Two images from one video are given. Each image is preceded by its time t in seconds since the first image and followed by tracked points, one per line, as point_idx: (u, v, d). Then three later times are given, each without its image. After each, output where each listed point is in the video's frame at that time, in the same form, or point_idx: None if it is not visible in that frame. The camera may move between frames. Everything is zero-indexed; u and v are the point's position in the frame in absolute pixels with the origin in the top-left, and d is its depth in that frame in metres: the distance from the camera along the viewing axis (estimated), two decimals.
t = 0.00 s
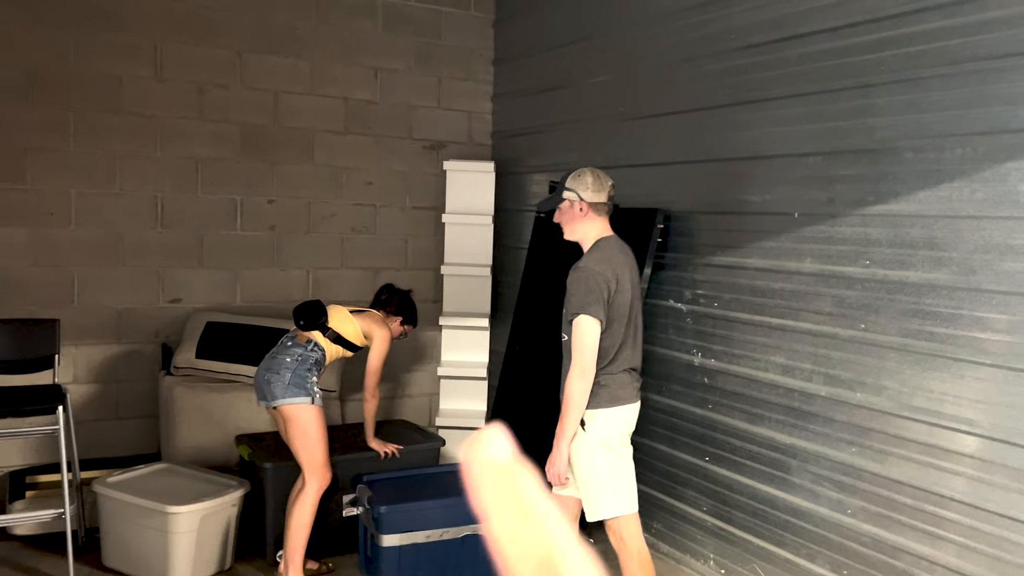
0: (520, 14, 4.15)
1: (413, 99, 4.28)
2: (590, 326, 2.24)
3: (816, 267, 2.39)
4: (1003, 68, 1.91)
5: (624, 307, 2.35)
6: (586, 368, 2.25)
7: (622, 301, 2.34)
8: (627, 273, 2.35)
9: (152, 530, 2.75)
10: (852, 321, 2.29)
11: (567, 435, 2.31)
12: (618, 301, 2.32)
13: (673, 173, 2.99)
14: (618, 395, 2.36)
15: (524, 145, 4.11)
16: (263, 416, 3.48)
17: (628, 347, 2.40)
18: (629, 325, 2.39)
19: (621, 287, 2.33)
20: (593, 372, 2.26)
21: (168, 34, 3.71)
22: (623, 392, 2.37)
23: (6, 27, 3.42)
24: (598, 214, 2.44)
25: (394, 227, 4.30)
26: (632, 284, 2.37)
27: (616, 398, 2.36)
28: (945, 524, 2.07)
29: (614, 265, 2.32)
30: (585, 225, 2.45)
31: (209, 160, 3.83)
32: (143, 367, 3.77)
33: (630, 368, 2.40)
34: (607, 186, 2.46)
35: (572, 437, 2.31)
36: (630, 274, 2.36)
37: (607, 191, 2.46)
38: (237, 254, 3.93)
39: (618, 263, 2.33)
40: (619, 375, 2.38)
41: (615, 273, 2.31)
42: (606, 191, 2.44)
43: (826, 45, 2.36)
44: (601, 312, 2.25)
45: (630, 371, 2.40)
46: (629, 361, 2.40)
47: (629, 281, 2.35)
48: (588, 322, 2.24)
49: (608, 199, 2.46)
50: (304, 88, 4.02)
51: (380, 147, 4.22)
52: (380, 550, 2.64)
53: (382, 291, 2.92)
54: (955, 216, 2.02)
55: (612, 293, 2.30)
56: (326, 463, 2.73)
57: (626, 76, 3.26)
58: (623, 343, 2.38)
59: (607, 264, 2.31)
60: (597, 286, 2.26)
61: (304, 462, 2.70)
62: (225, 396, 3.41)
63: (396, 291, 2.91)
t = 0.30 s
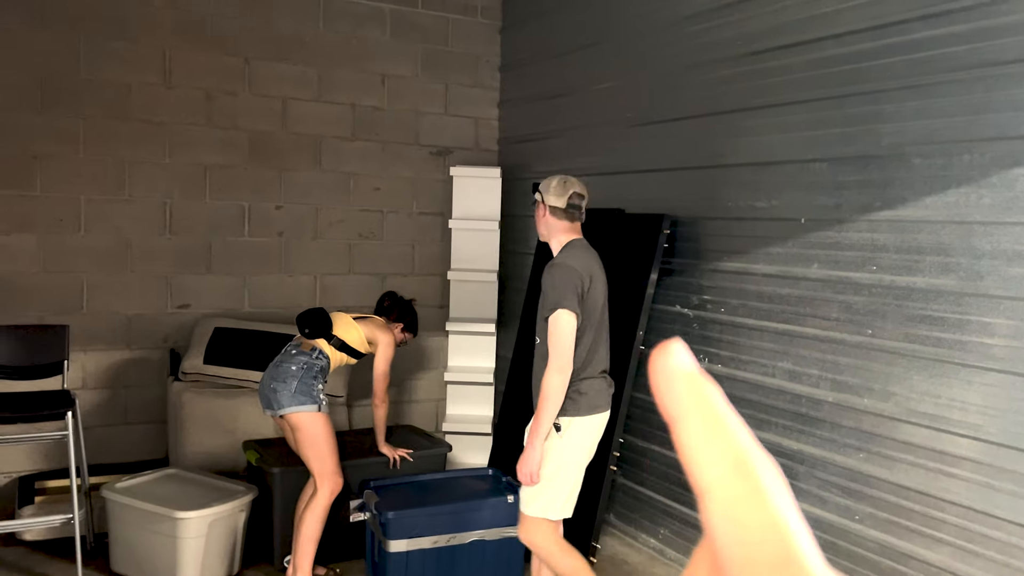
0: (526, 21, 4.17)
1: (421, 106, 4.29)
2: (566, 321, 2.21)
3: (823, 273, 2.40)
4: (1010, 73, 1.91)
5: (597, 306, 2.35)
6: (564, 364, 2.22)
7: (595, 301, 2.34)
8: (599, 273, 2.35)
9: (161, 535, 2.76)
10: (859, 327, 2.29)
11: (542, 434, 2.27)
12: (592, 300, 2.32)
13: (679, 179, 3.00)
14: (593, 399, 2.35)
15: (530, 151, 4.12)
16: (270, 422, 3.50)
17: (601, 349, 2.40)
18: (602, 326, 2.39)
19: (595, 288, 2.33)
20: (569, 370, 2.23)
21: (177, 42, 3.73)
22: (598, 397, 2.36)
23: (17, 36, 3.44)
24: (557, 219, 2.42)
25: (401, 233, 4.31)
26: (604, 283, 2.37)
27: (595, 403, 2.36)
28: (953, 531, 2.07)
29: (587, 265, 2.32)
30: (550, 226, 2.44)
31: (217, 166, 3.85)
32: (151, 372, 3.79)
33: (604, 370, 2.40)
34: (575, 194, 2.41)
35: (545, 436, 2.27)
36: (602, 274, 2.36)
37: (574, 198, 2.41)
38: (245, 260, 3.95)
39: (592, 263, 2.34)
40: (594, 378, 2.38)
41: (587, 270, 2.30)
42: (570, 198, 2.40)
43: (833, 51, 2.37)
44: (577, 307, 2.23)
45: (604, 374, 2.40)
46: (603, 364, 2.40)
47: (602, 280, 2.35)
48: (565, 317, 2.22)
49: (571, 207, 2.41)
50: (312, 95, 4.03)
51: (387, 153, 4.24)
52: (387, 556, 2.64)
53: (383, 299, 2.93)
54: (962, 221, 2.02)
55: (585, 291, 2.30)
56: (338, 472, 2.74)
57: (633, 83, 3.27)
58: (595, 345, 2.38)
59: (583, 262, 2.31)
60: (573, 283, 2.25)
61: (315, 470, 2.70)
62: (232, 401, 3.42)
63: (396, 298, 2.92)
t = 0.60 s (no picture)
0: (525, 27, 4.18)
1: (419, 110, 4.30)
2: (531, 327, 2.30)
3: (821, 276, 2.40)
4: (1006, 77, 1.92)
5: (573, 308, 2.34)
6: (525, 368, 2.31)
7: (570, 303, 2.33)
8: (580, 275, 2.34)
9: (159, 540, 2.75)
10: (857, 330, 2.29)
11: (508, 434, 2.38)
12: (564, 302, 2.32)
13: (677, 183, 3.00)
14: (567, 400, 2.36)
15: (529, 155, 4.13)
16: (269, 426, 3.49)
17: (582, 352, 2.39)
18: (584, 329, 2.37)
19: (571, 290, 2.33)
20: (530, 373, 2.32)
21: (176, 47, 3.74)
22: (573, 399, 2.37)
23: (17, 41, 3.45)
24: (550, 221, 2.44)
25: (400, 237, 4.31)
26: (586, 285, 2.34)
27: (568, 404, 2.36)
28: (953, 535, 2.07)
29: (562, 268, 2.32)
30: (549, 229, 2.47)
31: (216, 171, 3.85)
32: (150, 377, 3.79)
33: (587, 374, 2.38)
34: (566, 201, 2.39)
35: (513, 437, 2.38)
36: (584, 277, 2.34)
37: (566, 206, 2.39)
38: (244, 264, 3.95)
39: (571, 265, 2.33)
40: (573, 381, 2.37)
41: (561, 274, 2.32)
42: (559, 204, 2.40)
43: (830, 55, 2.37)
44: (542, 312, 2.31)
45: (587, 378, 2.38)
46: (586, 368, 2.38)
47: (581, 282, 2.33)
48: (530, 322, 2.31)
49: (561, 213, 2.40)
50: (311, 100, 4.04)
51: (386, 157, 4.24)
52: (386, 560, 2.64)
53: (377, 292, 2.89)
54: (959, 224, 2.02)
55: (554, 293, 2.32)
56: (325, 474, 2.76)
57: (631, 87, 3.28)
58: (573, 347, 2.38)
59: (555, 265, 2.33)
60: (540, 286, 2.31)
61: (303, 475, 2.71)
62: (231, 406, 3.42)
63: (390, 291, 2.88)
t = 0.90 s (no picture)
0: (515, 31, 4.19)
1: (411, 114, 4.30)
2: (516, 336, 2.42)
3: (810, 279, 2.41)
4: (993, 81, 1.93)
5: (562, 310, 2.40)
6: (511, 376, 2.44)
7: (560, 306, 2.40)
8: (572, 279, 2.39)
9: (150, 546, 2.74)
10: (846, 333, 2.30)
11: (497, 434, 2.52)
12: (554, 305, 2.40)
13: (668, 187, 3.01)
14: (569, 401, 2.40)
15: (520, 159, 4.13)
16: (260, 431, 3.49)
17: (581, 354, 2.41)
18: (580, 331, 2.41)
19: (558, 293, 2.39)
20: (517, 381, 2.44)
21: (168, 51, 3.74)
22: (571, 400, 2.40)
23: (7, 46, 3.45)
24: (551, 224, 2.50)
25: (391, 241, 4.31)
26: (578, 288, 2.39)
27: (564, 404, 2.41)
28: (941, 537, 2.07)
29: (554, 272, 2.39)
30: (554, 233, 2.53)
31: (207, 176, 3.85)
32: (141, 382, 3.78)
33: (587, 376, 2.41)
34: (560, 204, 2.44)
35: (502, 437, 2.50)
36: (576, 280, 2.39)
37: (560, 208, 2.44)
38: (235, 269, 3.94)
39: (563, 269, 2.39)
40: (572, 382, 2.41)
41: (546, 280, 2.40)
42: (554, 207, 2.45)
43: (819, 59, 2.38)
44: (525, 319, 2.41)
45: (587, 380, 2.41)
46: (585, 370, 2.41)
47: (571, 286, 2.39)
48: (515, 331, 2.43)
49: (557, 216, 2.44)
50: (302, 104, 4.04)
51: (378, 161, 4.24)
52: (377, 564, 2.64)
53: (366, 285, 2.80)
54: (946, 228, 2.03)
55: (541, 296, 2.41)
56: (305, 473, 2.76)
57: (622, 91, 3.29)
58: (572, 349, 2.41)
59: (542, 271, 2.41)
60: (526, 291, 2.42)
61: (281, 473, 2.72)
62: (221, 411, 3.40)
63: (380, 283, 2.78)
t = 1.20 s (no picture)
0: (492, 36, 4.19)
1: (388, 118, 4.29)
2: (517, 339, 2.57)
3: (784, 284, 2.42)
4: (961, 88, 1.95)
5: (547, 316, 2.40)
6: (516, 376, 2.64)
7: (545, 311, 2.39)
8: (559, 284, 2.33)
9: (122, 555, 2.71)
10: (820, 337, 2.31)
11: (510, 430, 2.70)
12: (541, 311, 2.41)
13: (644, 192, 3.02)
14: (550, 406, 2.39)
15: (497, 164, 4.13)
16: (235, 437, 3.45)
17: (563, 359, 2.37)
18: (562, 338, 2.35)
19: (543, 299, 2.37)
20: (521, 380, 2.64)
21: (141, 54, 3.70)
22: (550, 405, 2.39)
23: None
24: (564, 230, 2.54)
25: (369, 246, 4.29)
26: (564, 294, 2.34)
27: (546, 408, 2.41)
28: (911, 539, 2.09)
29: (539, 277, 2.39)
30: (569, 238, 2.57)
31: (181, 180, 3.81)
32: (113, 389, 3.73)
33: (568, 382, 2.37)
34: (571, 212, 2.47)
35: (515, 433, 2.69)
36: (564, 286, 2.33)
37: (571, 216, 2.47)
38: (210, 273, 3.90)
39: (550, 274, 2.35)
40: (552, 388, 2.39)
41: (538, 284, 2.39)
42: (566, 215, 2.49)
43: (792, 65, 2.40)
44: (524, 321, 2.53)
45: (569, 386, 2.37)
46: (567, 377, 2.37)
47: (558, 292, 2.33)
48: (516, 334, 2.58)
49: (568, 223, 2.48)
50: (278, 108, 4.01)
51: (355, 166, 4.22)
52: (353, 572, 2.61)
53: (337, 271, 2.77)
54: (916, 233, 2.05)
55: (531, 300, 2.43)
56: (280, 491, 2.74)
57: (598, 96, 3.30)
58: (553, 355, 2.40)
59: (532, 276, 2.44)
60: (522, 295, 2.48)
61: (257, 492, 2.70)
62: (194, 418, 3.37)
63: (351, 267, 2.75)
